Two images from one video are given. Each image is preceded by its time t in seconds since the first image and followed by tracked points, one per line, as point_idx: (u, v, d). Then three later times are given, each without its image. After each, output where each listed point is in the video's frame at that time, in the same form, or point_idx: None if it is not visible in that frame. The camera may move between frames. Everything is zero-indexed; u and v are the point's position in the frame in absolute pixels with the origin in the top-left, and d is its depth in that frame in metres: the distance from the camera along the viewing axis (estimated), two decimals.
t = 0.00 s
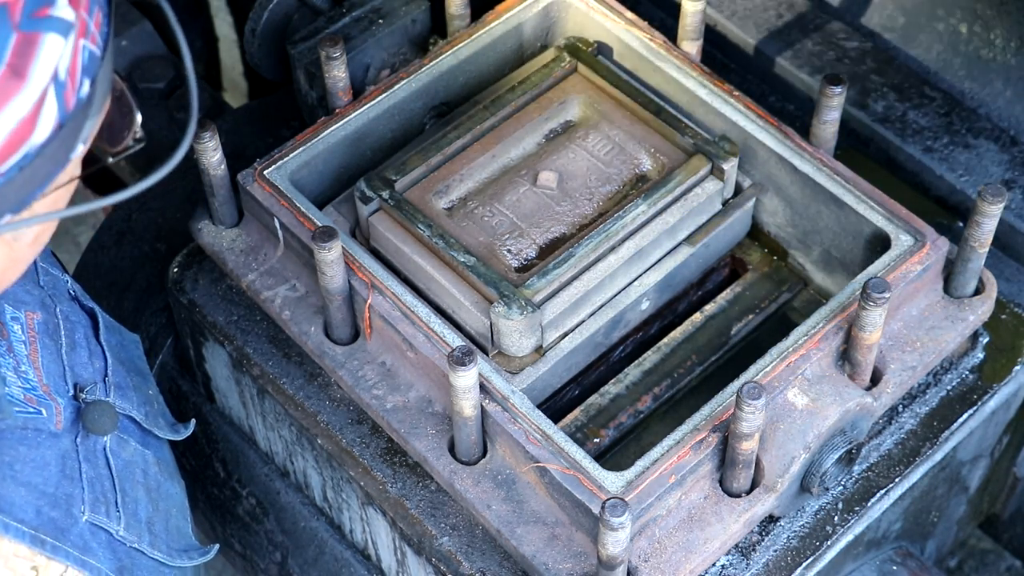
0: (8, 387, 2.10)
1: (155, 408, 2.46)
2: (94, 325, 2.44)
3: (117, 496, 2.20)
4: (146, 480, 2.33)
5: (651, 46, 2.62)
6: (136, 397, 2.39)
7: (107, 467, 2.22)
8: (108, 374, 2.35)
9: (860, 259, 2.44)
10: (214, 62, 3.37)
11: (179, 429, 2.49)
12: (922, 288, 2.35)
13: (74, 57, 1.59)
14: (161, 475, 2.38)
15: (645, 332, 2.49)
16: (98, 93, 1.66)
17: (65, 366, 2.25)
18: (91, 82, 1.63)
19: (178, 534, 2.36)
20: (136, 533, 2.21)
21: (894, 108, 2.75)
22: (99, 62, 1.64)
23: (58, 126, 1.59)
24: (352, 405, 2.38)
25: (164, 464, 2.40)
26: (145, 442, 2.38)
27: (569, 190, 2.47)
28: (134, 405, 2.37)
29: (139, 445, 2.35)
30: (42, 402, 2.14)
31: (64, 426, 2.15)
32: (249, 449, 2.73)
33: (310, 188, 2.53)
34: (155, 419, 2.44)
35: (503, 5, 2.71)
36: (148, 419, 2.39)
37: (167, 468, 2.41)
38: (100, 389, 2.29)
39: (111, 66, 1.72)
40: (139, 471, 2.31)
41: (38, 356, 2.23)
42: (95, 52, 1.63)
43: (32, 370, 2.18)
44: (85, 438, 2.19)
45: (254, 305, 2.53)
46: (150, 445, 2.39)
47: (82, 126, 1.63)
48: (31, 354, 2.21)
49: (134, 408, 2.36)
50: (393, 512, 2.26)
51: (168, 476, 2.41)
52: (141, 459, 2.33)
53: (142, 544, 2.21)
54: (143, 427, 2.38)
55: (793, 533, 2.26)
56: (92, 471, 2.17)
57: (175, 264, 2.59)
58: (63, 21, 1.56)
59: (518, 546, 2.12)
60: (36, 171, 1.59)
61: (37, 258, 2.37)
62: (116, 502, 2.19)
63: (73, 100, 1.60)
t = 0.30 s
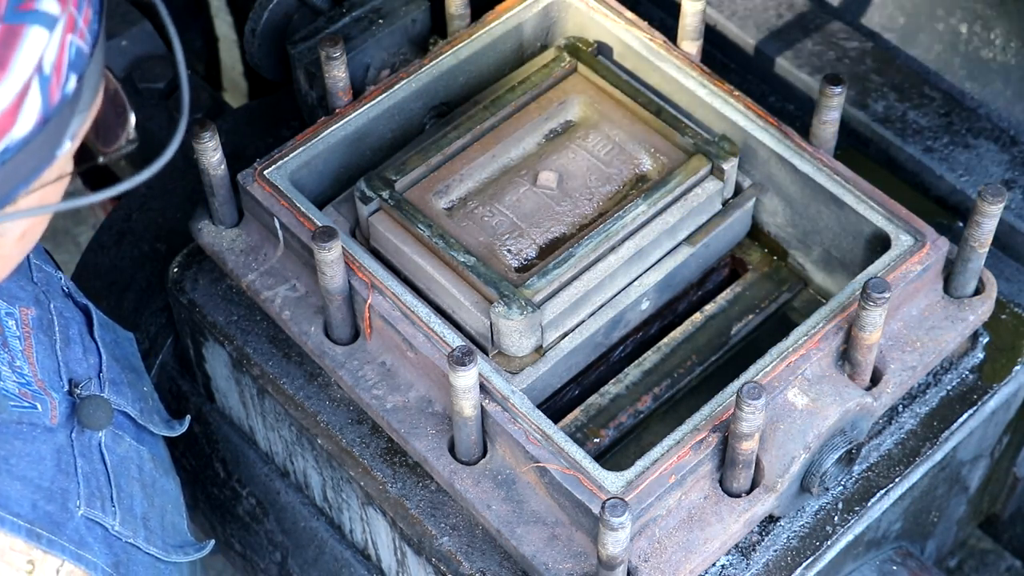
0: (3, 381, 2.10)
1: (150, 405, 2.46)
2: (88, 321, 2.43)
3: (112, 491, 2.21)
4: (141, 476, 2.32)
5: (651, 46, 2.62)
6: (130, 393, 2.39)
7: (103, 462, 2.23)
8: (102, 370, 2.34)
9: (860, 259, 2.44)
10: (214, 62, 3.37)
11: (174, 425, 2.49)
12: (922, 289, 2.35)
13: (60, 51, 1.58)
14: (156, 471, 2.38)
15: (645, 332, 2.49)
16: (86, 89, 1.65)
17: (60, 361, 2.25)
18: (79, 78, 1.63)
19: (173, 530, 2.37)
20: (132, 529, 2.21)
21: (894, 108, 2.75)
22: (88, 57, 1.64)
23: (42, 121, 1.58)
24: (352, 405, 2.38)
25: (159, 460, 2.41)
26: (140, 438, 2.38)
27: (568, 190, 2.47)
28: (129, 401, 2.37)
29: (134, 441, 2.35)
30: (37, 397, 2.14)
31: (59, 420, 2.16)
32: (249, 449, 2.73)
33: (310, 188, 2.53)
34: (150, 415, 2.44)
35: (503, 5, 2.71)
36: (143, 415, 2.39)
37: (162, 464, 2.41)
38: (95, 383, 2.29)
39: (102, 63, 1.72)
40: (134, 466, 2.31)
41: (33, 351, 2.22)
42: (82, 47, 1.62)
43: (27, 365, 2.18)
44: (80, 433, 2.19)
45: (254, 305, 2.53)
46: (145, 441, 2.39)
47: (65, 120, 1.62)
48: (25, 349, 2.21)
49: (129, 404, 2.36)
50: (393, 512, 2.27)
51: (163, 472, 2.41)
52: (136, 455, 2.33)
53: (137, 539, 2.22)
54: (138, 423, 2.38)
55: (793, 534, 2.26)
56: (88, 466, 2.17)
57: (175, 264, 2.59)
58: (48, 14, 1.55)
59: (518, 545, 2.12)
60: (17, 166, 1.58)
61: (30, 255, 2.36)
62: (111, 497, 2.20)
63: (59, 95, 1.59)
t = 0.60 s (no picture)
0: None
1: (148, 410, 2.46)
2: (86, 325, 2.41)
3: (109, 498, 2.22)
4: (139, 481, 2.34)
5: (650, 46, 2.62)
6: (128, 399, 2.39)
7: (99, 468, 2.24)
8: (100, 376, 2.33)
9: (860, 259, 2.44)
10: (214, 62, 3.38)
11: (173, 430, 2.50)
12: (922, 288, 2.35)
13: (11, 165, 1.48)
14: (154, 477, 2.39)
15: (645, 332, 2.49)
16: (46, 205, 1.54)
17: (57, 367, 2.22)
18: (38, 196, 1.52)
19: (172, 535, 2.39)
20: (128, 536, 2.24)
21: (894, 108, 2.75)
22: (50, 177, 1.52)
23: None
24: (352, 405, 2.38)
25: (157, 465, 2.42)
26: (138, 443, 2.40)
27: (568, 190, 2.47)
28: (126, 406, 2.37)
29: (132, 447, 2.36)
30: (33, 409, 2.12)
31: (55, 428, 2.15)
32: (249, 449, 2.73)
33: (310, 188, 2.53)
34: (148, 420, 2.44)
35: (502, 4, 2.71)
36: (140, 421, 2.40)
37: (160, 469, 2.43)
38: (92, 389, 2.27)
39: (93, 176, 1.59)
40: (131, 472, 2.33)
41: (30, 358, 2.18)
42: (45, 165, 1.51)
43: (24, 372, 2.13)
44: (76, 439, 2.20)
45: (254, 305, 2.53)
46: (142, 447, 2.41)
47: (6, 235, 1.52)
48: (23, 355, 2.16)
49: (127, 410, 2.36)
50: (393, 512, 2.26)
51: (161, 477, 2.43)
52: (133, 460, 2.35)
53: (134, 546, 2.24)
54: (135, 428, 2.39)
55: (793, 534, 2.26)
56: (84, 472, 2.19)
57: (175, 264, 2.59)
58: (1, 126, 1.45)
59: (518, 545, 2.12)
60: None
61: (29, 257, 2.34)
62: (107, 504, 2.21)
63: None
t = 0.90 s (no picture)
0: None
1: (155, 431, 2.49)
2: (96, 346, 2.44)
3: (111, 531, 2.28)
4: (144, 508, 2.38)
5: (650, 46, 2.62)
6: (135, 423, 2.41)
7: (103, 499, 2.29)
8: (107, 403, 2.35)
9: (860, 259, 2.44)
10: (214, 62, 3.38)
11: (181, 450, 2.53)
12: (922, 288, 2.36)
13: None
14: (160, 501, 2.42)
15: (645, 332, 2.49)
16: (26, 337, 1.51)
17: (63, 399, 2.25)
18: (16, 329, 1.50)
19: (178, 559, 2.44)
20: (130, 567, 2.29)
21: (894, 108, 2.75)
22: (31, 310, 1.50)
23: None
24: (352, 405, 2.38)
25: (164, 488, 2.45)
26: (144, 467, 2.42)
27: (569, 190, 2.47)
28: (133, 431, 2.39)
29: (137, 472, 2.39)
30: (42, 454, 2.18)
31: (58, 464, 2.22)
32: (249, 449, 2.72)
33: (310, 188, 2.53)
34: (155, 442, 2.47)
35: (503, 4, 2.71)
36: (146, 445, 2.42)
37: (167, 491, 2.46)
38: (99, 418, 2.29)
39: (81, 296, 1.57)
40: (136, 500, 2.37)
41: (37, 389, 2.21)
42: (27, 299, 1.49)
43: (30, 407, 2.17)
44: (80, 473, 2.26)
45: (254, 305, 2.54)
46: (149, 470, 2.43)
47: None
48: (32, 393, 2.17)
49: (133, 435, 2.38)
50: (393, 512, 2.27)
51: (168, 500, 2.45)
52: (139, 487, 2.38)
53: None
54: (142, 453, 2.42)
55: (793, 534, 2.26)
56: (86, 506, 2.24)
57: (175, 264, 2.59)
58: None
59: (518, 545, 2.12)
60: None
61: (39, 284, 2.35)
62: (110, 537, 2.27)
63: None
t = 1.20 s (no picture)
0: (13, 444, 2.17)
1: (163, 443, 2.52)
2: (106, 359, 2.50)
3: (120, 544, 2.27)
4: (153, 520, 2.38)
5: (651, 46, 2.62)
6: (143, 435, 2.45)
7: (112, 512, 2.30)
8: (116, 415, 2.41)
9: (860, 259, 2.44)
10: (213, 62, 3.38)
11: (188, 462, 2.56)
12: (922, 288, 2.35)
13: None
14: (169, 512, 2.43)
15: (645, 332, 2.49)
16: (29, 406, 1.52)
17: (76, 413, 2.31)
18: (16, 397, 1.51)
19: (186, 570, 2.43)
20: None
21: (894, 108, 2.75)
22: (31, 376, 1.51)
23: None
24: (352, 405, 2.38)
25: (174, 500, 2.46)
26: (153, 478, 2.45)
27: (569, 190, 2.47)
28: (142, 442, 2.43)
29: (147, 483, 2.41)
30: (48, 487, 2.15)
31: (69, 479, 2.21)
32: (249, 449, 2.72)
33: (310, 187, 2.53)
34: (164, 454, 2.50)
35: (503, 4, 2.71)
36: (155, 456, 2.46)
37: (176, 503, 2.47)
38: (110, 431, 2.35)
39: (87, 354, 1.58)
40: (146, 511, 2.37)
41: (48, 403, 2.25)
42: (24, 367, 1.51)
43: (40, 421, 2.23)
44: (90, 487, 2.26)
45: (255, 305, 2.54)
46: (158, 481, 2.46)
47: None
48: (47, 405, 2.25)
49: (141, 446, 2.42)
50: (393, 512, 2.27)
51: (178, 511, 2.47)
52: (148, 499, 2.39)
53: None
54: (151, 463, 2.45)
55: (793, 534, 2.26)
56: (94, 521, 2.24)
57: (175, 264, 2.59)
58: None
59: (518, 545, 2.12)
60: None
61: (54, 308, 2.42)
62: (118, 551, 2.25)
63: None
